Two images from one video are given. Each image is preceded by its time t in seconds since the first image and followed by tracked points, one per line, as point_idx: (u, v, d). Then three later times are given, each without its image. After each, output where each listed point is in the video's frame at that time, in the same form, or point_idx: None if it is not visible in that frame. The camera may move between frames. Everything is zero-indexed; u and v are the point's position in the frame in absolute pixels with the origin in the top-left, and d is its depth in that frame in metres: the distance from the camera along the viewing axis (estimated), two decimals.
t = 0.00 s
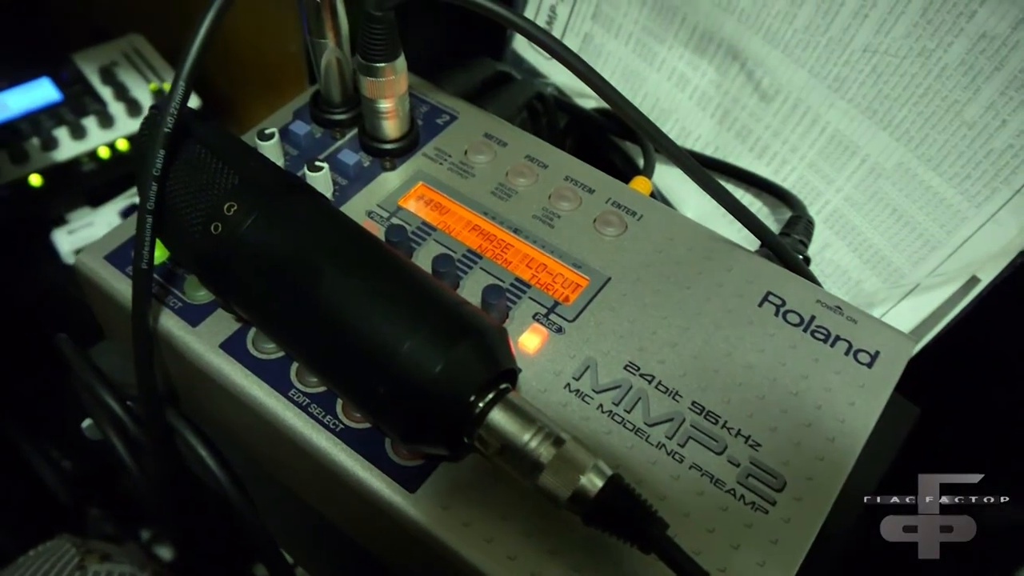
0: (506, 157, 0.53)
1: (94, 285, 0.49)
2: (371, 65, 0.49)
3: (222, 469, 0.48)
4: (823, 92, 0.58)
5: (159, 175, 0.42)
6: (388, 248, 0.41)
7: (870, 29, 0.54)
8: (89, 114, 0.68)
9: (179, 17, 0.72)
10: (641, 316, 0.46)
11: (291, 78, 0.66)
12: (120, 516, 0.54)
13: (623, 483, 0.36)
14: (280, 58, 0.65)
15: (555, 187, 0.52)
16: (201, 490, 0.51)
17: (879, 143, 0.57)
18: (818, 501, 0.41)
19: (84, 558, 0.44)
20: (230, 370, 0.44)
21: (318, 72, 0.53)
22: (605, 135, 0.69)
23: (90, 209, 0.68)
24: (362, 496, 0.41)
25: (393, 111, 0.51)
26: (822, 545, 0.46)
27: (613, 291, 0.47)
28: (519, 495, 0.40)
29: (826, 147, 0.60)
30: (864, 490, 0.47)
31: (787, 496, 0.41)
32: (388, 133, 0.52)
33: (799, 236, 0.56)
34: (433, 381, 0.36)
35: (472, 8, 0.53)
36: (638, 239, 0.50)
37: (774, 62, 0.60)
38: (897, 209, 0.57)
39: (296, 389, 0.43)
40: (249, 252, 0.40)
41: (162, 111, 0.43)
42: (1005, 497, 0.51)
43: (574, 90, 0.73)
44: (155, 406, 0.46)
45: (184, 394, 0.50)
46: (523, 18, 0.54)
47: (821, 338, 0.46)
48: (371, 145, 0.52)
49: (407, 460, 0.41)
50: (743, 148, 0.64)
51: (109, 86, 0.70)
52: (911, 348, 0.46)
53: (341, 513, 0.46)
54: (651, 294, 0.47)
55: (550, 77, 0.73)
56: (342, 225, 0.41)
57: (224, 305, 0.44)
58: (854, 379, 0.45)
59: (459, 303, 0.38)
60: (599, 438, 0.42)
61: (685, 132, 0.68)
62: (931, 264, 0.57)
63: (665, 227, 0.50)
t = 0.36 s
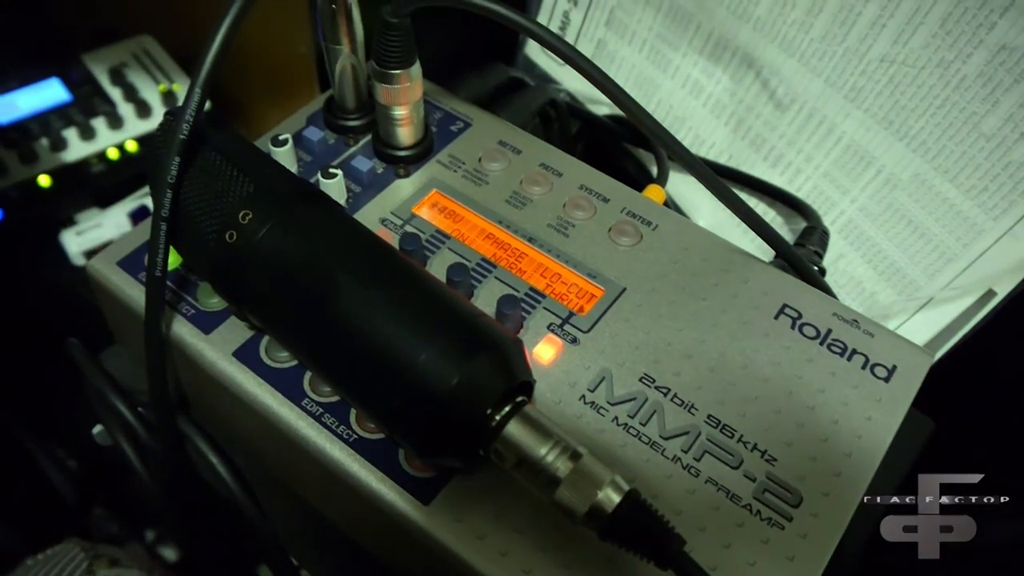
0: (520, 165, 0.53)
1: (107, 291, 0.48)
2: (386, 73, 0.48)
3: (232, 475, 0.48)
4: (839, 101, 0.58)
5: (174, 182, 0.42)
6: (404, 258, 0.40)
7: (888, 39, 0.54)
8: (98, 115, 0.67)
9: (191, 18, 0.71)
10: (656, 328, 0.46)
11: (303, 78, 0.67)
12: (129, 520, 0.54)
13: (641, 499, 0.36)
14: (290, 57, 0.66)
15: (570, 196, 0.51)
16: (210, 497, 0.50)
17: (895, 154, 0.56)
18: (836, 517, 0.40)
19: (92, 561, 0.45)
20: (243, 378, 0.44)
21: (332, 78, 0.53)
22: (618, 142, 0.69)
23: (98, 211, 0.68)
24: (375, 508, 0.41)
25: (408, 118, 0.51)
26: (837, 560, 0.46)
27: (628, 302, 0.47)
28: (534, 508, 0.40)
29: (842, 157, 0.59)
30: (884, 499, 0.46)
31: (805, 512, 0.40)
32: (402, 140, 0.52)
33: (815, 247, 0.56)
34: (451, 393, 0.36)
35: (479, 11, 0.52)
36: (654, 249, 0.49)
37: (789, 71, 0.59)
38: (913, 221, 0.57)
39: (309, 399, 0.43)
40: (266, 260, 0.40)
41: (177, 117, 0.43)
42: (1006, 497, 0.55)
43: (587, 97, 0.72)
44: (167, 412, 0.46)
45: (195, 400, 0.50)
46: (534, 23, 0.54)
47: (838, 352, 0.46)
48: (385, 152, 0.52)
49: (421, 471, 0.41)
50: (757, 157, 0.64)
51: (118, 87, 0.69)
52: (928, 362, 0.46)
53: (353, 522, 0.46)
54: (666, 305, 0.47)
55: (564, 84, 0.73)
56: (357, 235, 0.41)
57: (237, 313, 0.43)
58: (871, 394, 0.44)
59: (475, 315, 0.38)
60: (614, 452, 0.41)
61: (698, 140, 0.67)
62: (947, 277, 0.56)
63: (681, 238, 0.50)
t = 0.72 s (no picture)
0: (536, 170, 0.52)
1: (119, 293, 0.48)
2: (403, 75, 0.48)
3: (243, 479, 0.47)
4: (858, 109, 0.57)
5: (189, 185, 0.42)
6: (421, 265, 0.40)
7: (909, 47, 0.53)
8: (107, 112, 0.67)
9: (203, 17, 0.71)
10: (673, 337, 0.45)
11: (311, 79, 0.67)
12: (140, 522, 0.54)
13: (659, 514, 0.36)
14: (299, 58, 0.66)
15: (586, 203, 0.51)
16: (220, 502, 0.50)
17: (914, 163, 0.56)
18: (854, 533, 0.40)
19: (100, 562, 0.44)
20: (256, 384, 0.43)
21: (346, 80, 0.52)
22: (631, 147, 0.68)
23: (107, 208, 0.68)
24: (389, 517, 0.41)
25: (423, 122, 0.50)
26: None
27: (645, 310, 0.46)
28: (549, 520, 0.39)
29: (860, 165, 0.59)
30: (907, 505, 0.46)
31: (823, 527, 0.40)
32: (417, 143, 0.51)
33: (832, 256, 0.55)
34: (470, 404, 0.35)
35: (488, 12, 0.51)
36: (671, 257, 0.49)
37: (808, 78, 0.59)
38: (931, 230, 0.56)
39: (322, 406, 0.43)
40: (281, 266, 0.39)
41: (193, 120, 0.43)
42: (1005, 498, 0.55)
43: (600, 100, 0.72)
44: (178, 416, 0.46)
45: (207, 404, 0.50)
46: (547, 23, 0.53)
47: (857, 364, 0.45)
48: (399, 156, 0.52)
49: (435, 480, 0.40)
50: (773, 164, 0.64)
51: (127, 83, 0.69)
52: (948, 375, 0.45)
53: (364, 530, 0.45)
54: (683, 314, 0.46)
55: (576, 86, 0.72)
56: (373, 242, 0.40)
57: (251, 318, 0.43)
58: (891, 407, 0.44)
59: (493, 323, 0.38)
60: (631, 463, 0.41)
61: (714, 146, 0.67)
62: (966, 288, 0.56)
63: (698, 246, 0.49)
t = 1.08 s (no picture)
0: (550, 172, 0.52)
1: (127, 293, 0.47)
2: (416, 75, 0.47)
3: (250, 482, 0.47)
4: (875, 113, 0.56)
5: (200, 185, 0.41)
6: (434, 270, 0.39)
7: (928, 52, 0.52)
8: (115, 106, 0.66)
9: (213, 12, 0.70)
10: (688, 344, 0.45)
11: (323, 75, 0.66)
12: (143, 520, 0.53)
13: (676, 525, 0.35)
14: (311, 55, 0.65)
15: (601, 206, 0.50)
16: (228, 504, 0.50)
17: (932, 169, 0.55)
18: (872, 546, 0.39)
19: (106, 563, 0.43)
20: (267, 388, 0.43)
21: (359, 79, 0.52)
22: (644, 148, 0.68)
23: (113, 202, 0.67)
24: (401, 525, 0.40)
25: (436, 122, 0.50)
26: None
27: (660, 316, 0.46)
28: (563, 531, 0.39)
29: (876, 170, 0.58)
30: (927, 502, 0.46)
31: (840, 540, 0.39)
32: (430, 144, 0.51)
33: (848, 262, 0.55)
34: (485, 412, 0.35)
35: (504, 11, 0.50)
36: (686, 263, 0.48)
37: (824, 81, 0.58)
38: (948, 237, 0.56)
39: (333, 411, 0.42)
40: (294, 269, 0.39)
41: (205, 119, 0.42)
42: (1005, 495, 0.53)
43: (612, 100, 0.71)
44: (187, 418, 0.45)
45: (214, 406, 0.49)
46: (563, 23, 0.52)
47: (874, 373, 0.44)
48: (412, 156, 0.51)
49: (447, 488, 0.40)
50: (788, 168, 0.63)
51: (134, 77, 0.69)
52: (967, 386, 0.44)
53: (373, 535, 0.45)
54: (698, 320, 0.46)
55: (588, 86, 0.71)
56: (385, 246, 0.40)
57: (261, 320, 0.42)
58: (909, 418, 0.43)
59: (508, 330, 0.37)
60: (645, 472, 0.40)
61: (728, 148, 0.66)
62: (983, 296, 0.55)
63: (714, 251, 0.49)
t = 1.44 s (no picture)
0: (565, 176, 0.51)
1: (136, 294, 0.47)
2: (432, 77, 0.47)
3: (258, 485, 0.47)
4: (894, 121, 0.56)
5: (214, 187, 0.41)
6: (450, 278, 0.39)
7: (950, 60, 0.51)
8: (122, 99, 0.65)
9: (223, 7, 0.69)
10: (704, 353, 0.44)
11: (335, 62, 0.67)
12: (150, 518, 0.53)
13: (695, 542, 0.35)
14: (321, 48, 0.65)
15: (616, 212, 0.50)
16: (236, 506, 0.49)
17: (951, 178, 0.54)
18: (890, 564, 0.38)
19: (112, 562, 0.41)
20: (279, 393, 0.42)
21: (373, 79, 0.51)
22: (657, 151, 0.67)
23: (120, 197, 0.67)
24: (412, 533, 0.40)
25: (451, 124, 0.49)
26: None
27: (676, 325, 0.45)
28: (577, 543, 0.38)
29: (893, 178, 0.57)
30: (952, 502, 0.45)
31: (857, 556, 0.39)
32: (444, 146, 0.50)
33: (864, 271, 0.54)
34: (502, 424, 0.34)
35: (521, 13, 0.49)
36: (702, 271, 0.48)
37: (842, 87, 0.57)
38: (965, 248, 0.55)
39: (345, 417, 0.42)
40: (308, 275, 0.38)
41: (219, 120, 0.42)
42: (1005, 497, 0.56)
43: (625, 102, 0.70)
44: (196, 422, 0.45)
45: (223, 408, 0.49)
46: (581, 27, 0.51)
47: (892, 387, 0.44)
48: (426, 158, 0.50)
49: (459, 498, 0.39)
50: (803, 174, 0.62)
51: (142, 70, 0.68)
52: (987, 401, 0.44)
53: (382, 542, 0.44)
54: (714, 330, 0.45)
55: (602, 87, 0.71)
56: (400, 253, 0.39)
57: (273, 325, 0.42)
58: (928, 432, 0.42)
59: (526, 341, 0.37)
60: (660, 485, 0.40)
61: (742, 152, 0.65)
62: (1000, 307, 0.55)
63: (730, 259, 0.48)
